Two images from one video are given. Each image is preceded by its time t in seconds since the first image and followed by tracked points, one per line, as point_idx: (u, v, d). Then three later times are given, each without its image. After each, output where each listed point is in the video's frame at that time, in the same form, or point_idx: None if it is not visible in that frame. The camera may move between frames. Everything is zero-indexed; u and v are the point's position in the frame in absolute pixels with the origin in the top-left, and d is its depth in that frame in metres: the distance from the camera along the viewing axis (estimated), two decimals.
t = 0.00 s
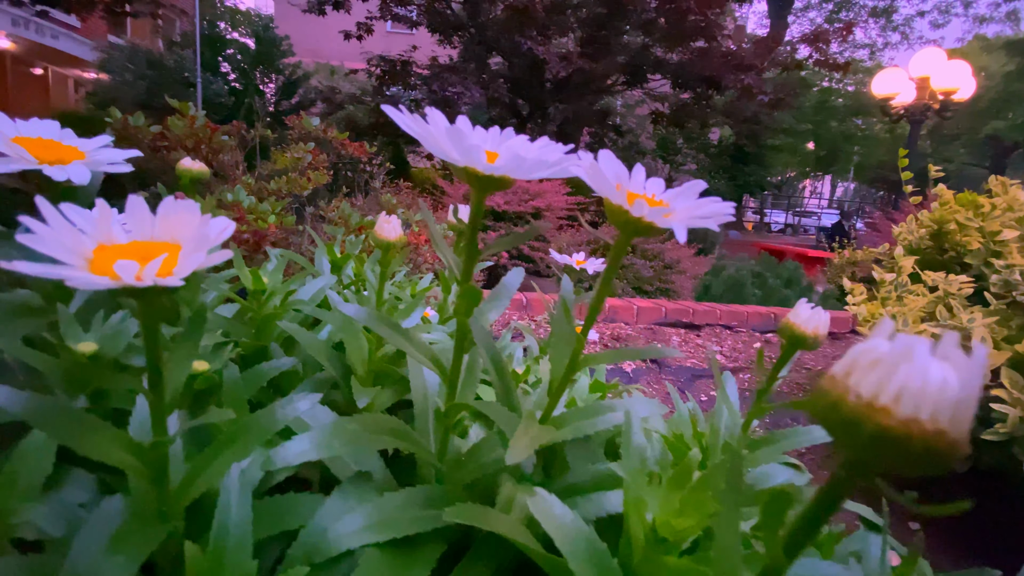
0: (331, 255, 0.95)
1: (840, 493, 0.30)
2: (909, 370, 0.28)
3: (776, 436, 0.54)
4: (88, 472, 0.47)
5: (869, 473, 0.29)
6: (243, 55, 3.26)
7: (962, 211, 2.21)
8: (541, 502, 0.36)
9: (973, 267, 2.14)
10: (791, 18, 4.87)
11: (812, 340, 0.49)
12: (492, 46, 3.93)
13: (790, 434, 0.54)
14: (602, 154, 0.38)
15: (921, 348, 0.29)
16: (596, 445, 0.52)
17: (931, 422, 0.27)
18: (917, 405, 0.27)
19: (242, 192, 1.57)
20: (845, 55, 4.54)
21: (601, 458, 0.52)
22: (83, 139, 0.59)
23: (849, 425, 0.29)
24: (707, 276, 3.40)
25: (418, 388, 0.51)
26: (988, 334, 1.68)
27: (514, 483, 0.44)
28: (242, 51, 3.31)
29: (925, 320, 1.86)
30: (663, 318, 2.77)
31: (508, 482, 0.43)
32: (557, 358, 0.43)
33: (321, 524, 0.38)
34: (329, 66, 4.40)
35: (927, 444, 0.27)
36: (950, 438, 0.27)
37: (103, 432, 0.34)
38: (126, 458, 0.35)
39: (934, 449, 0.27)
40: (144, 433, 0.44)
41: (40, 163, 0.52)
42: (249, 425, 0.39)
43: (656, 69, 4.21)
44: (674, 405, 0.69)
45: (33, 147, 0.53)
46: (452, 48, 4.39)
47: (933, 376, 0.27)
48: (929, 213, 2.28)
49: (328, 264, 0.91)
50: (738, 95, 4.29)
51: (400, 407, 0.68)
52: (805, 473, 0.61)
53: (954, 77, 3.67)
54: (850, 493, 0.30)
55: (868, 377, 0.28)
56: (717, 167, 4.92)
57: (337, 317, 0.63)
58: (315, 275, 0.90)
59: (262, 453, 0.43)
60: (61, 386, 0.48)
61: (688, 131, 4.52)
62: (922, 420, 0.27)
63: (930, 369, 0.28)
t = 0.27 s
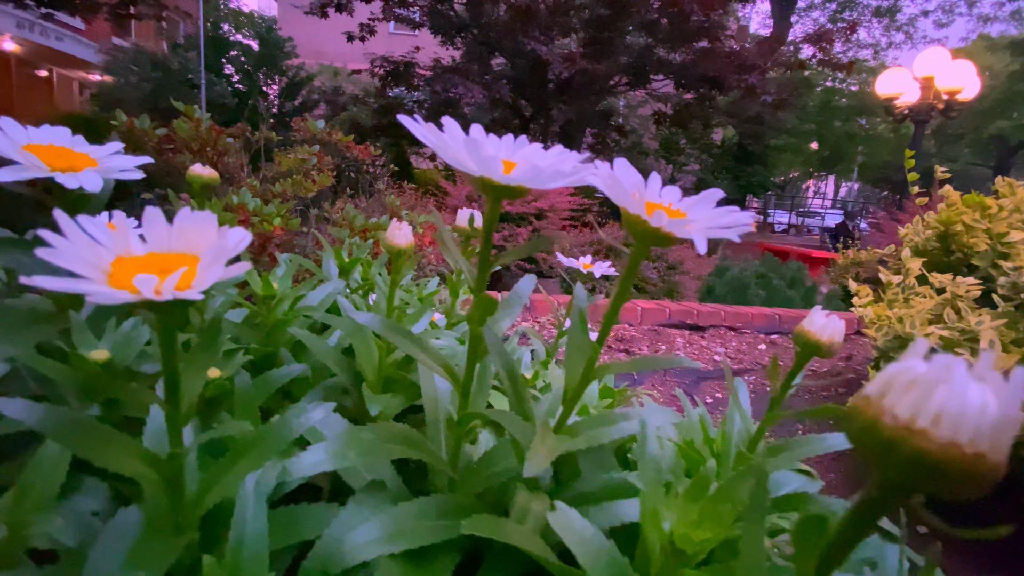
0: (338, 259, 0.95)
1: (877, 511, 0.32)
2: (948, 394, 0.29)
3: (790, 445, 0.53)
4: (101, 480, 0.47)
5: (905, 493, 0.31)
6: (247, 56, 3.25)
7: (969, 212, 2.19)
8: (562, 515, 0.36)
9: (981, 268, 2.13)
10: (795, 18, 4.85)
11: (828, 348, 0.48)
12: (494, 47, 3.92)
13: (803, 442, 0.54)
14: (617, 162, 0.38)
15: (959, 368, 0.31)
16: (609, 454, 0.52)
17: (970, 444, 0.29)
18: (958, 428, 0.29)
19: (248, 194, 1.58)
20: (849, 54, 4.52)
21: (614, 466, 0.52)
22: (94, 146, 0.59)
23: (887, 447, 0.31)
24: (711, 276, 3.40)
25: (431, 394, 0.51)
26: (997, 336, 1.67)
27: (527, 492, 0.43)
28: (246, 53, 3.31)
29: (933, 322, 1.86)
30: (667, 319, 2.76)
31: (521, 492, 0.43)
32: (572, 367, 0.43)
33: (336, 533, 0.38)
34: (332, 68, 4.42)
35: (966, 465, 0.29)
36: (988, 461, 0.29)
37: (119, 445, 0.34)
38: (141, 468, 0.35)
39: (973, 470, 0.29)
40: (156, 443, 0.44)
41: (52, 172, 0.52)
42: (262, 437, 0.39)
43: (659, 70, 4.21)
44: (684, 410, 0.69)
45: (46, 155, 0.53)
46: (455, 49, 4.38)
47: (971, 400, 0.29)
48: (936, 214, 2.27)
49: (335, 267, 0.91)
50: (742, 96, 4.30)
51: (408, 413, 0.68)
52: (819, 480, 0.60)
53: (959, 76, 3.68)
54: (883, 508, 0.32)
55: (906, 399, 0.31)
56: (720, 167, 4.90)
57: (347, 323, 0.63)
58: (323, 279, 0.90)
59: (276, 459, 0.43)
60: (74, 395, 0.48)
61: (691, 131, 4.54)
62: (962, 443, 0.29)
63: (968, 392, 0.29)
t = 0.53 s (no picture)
0: (346, 264, 0.95)
1: (916, 536, 0.32)
2: (995, 423, 0.29)
3: (805, 454, 0.53)
4: (116, 489, 0.46)
5: (949, 521, 0.31)
6: (252, 58, 3.27)
7: (977, 214, 2.16)
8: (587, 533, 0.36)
9: (989, 270, 2.12)
10: (797, 18, 4.85)
11: (845, 357, 0.48)
12: (497, 48, 3.93)
13: (819, 451, 0.53)
14: (637, 172, 0.37)
15: (1003, 396, 0.31)
16: (625, 465, 0.51)
17: (1015, 474, 0.28)
18: (1005, 459, 0.29)
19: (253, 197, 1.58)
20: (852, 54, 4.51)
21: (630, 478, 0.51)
22: (107, 155, 0.59)
23: (930, 476, 0.30)
24: (715, 277, 3.39)
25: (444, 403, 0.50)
26: (1006, 339, 1.66)
27: (543, 502, 0.43)
28: (249, 54, 3.31)
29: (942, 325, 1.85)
30: (671, 320, 2.76)
31: (538, 503, 0.43)
32: (590, 378, 0.43)
33: (353, 545, 0.38)
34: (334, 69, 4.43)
35: (1010, 495, 0.29)
36: None
37: (136, 459, 0.34)
38: (161, 483, 0.35)
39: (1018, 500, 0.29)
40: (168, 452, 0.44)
41: (65, 182, 0.52)
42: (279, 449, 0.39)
43: (662, 70, 4.22)
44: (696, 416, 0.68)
45: (59, 165, 0.53)
46: (457, 50, 4.39)
47: (1017, 429, 0.29)
48: (944, 215, 2.24)
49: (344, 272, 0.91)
50: (745, 95, 4.28)
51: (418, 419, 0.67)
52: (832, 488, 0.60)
53: (964, 75, 3.72)
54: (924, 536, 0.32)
55: (949, 427, 0.30)
56: (723, 167, 4.90)
57: (359, 330, 0.63)
58: (332, 285, 0.90)
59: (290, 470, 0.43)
60: (89, 406, 0.48)
61: (694, 132, 4.66)
62: (1009, 473, 0.29)
63: (1013, 421, 0.29)
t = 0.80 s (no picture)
0: (357, 269, 0.95)
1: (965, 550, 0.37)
2: None
3: (824, 463, 0.52)
4: (132, 499, 0.46)
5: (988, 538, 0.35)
6: (254, 60, 3.27)
7: (984, 215, 2.16)
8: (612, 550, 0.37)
9: (997, 272, 2.10)
10: (800, 17, 4.81)
11: (865, 367, 0.47)
12: (499, 49, 3.93)
13: (838, 460, 0.53)
14: (656, 184, 0.37)
15: None
16: (643, 475, 0.51)
17: None
18: None
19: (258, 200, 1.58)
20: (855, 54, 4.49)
21: (647, 487, 0.51)
22: (122, 164, 0.59)
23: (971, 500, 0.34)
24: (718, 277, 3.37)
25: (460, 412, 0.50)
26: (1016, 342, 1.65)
27: (562, 515, 0.43)
28: (252, 57, 3.31)
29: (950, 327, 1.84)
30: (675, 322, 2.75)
31: (558, 514, 0.42)
32: (609, 389, 0.42)
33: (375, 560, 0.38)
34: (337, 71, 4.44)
35: None
36: None
37: (159, 474, 0.34)
38: (185, 497, 0.35)
39: None
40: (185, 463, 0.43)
41: (82, 192, 0.52)
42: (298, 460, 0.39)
43: (664, 71, 4.21)
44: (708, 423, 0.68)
45: (74, 175, 0.53)
46: (460, 51, 4.39)
47: None
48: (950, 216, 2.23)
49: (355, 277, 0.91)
50: (748, 95, 4.26)
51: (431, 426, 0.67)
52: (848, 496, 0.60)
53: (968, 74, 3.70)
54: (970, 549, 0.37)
55: (994, 455, 0.34)
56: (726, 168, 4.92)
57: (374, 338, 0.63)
58: (342, 290, 0.90)
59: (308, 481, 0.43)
60: (107, 416, 0.48)
61: (696, 131, 4.64)
62: None
63: None
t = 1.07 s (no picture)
0: (368, 275, 0.94)
1: None
2: None
3: (844, 472, 0.52)
4: (150, 511, 0.46)
5: None
6: (256, 63, 3.28)
7: (992, 216, 2.14)
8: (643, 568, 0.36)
9: (1006, 273, 2.09)
10: (802, 17, 4.80)
11: (889, 376, 0.47)
12: (501, 50, 3.92)
13: (859, 470, 0.53)
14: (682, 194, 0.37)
15: None
16: (662, 486, 0.50)
17: None
18: None
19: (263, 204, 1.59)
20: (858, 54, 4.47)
21: (666, 499, 0.50)
22: (137, 172, 0.59)
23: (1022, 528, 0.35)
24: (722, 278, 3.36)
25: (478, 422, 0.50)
26: None
27: (584, 529, 0.43)
28: (254, 59, 3.32)
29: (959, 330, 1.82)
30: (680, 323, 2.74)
31: (580, 528, 0.42)
32: (633, 402, 0.42)
33: None
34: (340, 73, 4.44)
35: None
36: None
37: (183, 491, 0.33)
38: (208, 514, 0.35)
39: None
40: (204, 476, 0.43)
41: (98, 202, 0.52)
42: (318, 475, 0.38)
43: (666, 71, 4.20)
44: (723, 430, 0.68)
45: (90, 185, 0.53)
46: (462, 53, 4.39)
47: None
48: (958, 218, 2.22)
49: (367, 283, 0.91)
50: (750, 95, 4.17)
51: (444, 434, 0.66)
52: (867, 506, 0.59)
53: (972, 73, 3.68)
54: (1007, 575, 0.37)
55: None
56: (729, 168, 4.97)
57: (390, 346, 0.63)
58: (354, 296, 0.90)
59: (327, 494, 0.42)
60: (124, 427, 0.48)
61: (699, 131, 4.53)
62: None
63: None
